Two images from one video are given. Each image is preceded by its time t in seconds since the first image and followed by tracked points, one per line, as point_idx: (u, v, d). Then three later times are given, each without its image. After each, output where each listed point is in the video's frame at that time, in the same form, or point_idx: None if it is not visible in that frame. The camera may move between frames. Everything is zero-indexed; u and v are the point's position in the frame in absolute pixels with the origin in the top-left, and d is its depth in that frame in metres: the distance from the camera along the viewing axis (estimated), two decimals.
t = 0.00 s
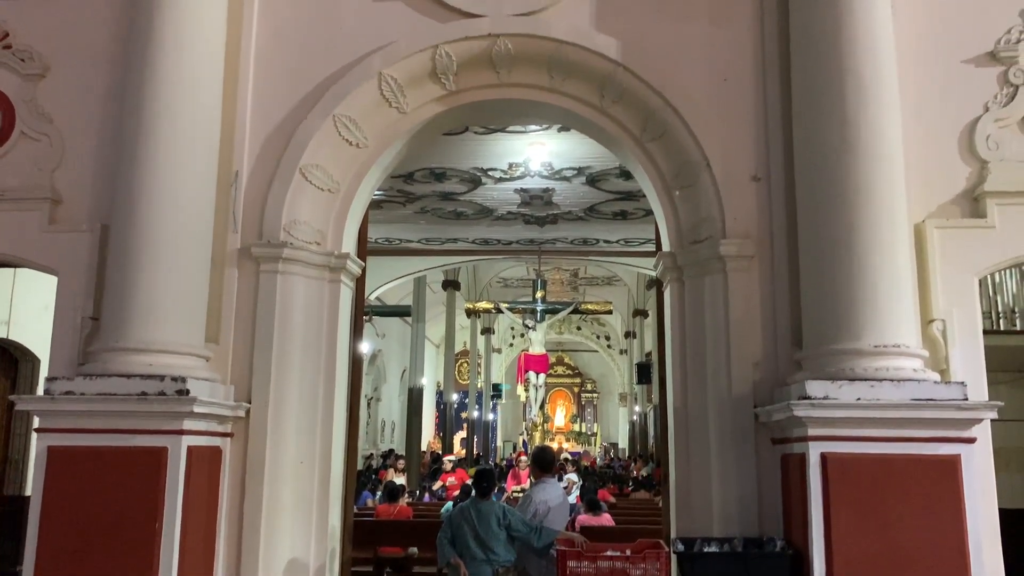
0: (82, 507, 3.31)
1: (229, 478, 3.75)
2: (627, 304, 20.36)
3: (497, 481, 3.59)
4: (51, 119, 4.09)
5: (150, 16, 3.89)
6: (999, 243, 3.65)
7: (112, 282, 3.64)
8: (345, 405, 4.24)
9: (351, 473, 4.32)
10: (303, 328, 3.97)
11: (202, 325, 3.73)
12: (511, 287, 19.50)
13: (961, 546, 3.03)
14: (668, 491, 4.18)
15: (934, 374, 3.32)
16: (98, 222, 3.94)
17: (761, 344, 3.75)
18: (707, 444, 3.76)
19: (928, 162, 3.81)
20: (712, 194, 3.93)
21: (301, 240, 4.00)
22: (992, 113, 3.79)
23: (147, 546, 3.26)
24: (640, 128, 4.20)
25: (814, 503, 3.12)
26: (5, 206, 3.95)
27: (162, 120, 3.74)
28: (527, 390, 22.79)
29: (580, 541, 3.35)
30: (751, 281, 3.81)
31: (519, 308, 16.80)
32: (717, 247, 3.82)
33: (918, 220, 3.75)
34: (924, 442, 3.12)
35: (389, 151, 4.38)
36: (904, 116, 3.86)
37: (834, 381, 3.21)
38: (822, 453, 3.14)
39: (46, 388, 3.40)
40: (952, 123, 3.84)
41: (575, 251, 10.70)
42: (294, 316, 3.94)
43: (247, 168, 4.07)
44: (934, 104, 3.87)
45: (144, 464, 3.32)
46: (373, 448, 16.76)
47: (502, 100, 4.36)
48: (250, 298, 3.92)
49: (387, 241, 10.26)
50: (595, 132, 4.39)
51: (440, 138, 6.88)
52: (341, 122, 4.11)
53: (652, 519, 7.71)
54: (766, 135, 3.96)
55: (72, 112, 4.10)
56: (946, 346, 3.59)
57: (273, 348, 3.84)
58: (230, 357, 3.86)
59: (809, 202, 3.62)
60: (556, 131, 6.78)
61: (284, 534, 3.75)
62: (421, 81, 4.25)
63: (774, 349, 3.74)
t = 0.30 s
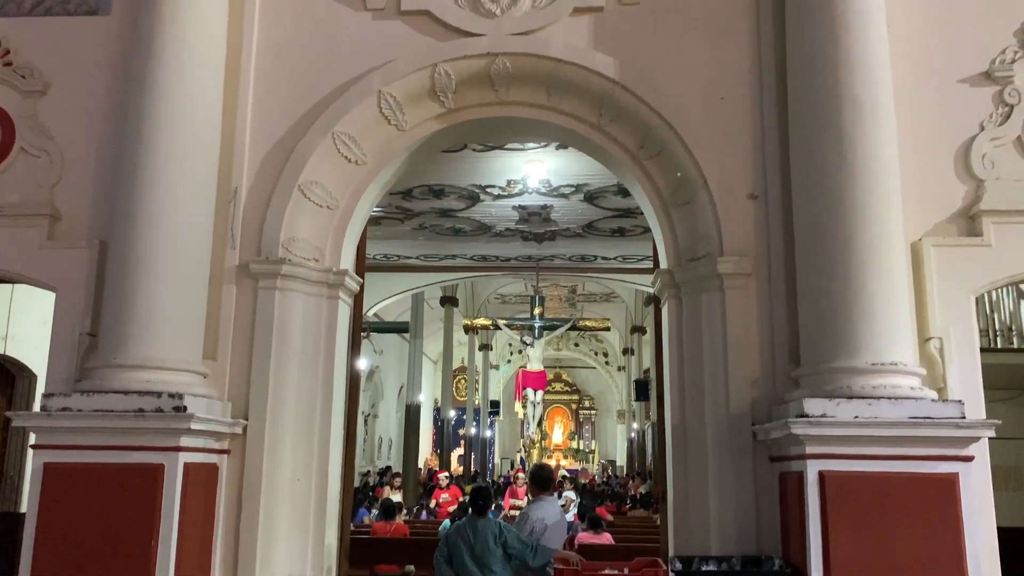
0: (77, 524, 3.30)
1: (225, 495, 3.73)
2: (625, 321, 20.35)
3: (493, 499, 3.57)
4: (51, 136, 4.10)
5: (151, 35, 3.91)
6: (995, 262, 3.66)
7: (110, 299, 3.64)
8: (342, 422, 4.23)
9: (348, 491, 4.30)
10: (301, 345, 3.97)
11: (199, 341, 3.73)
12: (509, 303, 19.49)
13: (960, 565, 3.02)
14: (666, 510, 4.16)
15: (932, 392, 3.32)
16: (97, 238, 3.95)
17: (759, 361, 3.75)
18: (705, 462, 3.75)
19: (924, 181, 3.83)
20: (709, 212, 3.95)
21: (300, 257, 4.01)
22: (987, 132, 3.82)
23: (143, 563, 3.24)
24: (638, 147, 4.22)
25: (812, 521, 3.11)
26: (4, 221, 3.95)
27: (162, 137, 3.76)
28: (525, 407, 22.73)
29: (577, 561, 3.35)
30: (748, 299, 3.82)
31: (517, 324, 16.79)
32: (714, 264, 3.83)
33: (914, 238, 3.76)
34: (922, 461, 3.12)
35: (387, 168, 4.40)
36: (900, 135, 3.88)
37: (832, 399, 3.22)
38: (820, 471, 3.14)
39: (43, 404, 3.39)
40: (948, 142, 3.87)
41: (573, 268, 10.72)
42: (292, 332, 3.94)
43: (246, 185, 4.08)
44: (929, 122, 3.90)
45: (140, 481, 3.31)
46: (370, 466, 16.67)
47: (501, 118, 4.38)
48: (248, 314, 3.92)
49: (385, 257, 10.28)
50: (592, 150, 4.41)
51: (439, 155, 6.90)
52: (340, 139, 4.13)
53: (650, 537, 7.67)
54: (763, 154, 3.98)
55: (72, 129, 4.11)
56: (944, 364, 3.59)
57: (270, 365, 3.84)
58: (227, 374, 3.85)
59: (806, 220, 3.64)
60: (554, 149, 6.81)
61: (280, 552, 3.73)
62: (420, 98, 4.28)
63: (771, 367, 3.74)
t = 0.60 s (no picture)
0: (70, 541, 3.28)
1: (220, 512, 3.71)
2: (622, 337, 20.34)
3: (491, 515, 3.60)
4: (49, 151, 4.11)
5: (150, 51, 3.93)
6: (991, 279, 3.68)
7: (106, 314, 3.64)
8: (338, 438, 4.22)
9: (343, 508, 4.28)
10: (297, 361, 3.96)
11: (196, 356, 3.72)
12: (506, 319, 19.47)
13: None
14: (663, 527, 4.15)
15: (928, 410, 3.32)
16: (94, 253, 3.95)
17: (755, 378, 3.75)
18: (702, 479, 3.75)
19: (920, 200, 3.85)
20: (705, 228, 3.96)
21: (296, 273, 4.02)
22: (982, 151, 3.84)
23: None
24: (635, 163, 4.24)
25: (808, 539, 3.10)
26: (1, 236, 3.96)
27: (160, 154, 3.77)
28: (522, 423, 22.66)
29: None
30: (745, 316, 3.83)
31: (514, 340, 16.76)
32: (711, 281, 3.84)
33: (909, 256, 3.78)
34: (918, 478, 3.12)
35: (385, 184, 4.42)
36: (895, 153, 3.90)
37: (829, 416, 3.22)
38: (817, 489, 3.14)
39: (38, 420, 3.38)
40: (943, 160, 3.89)
41: (570, 284, 10.73)
42: (288, 348, 3.93)
43: (243, 201, 4.09)
44: (924, 141, 3.92)
45: (135, 498, 3.29)
46: (366, 482, 16.58)
47: (498, 134, 4.40)
48: (244, 330, 3.92)
49: (382, 272, 10.29)
50: (589, 166, 4.43)
51: (437, 172, 6.92)
52: (338, 155, 4.14)
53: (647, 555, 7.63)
54: (759, 170, 4.00)
55: (71, 144, 4.13)
56: (940, 382, 3.60)
57: (266, 381, 3.83)
58: (223, 390, 3.84)
59: (802, 238, 3.65)
60: (551, 165, 6.84)
61: (274, 570, 3.70)
62: (418, 115, 4.30)
63: (768, 384, 3.74)
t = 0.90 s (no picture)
0: (63, 558, 3.26)
1: (214, 529, 3.69)
2: (618, 353, 20.30)
3: (485, 533, 3.55)
4: (47, 166, 4.12)
5: (148, 67, 3.94)
6: (986, 297, 3.69)
7: (102, 329, 3.63)
8: (333, 454, 4.20)
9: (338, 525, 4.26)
10: (293, 377, 3.95)
11: (191, 372, 3.71)
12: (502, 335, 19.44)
13: None
14: (659, 545, 4.13)
15: (923, 427, 3.32)
16: (90, 268, 3.95)
17: (751, 395, 3.75)
18: (698, 497, 3.74)
19: (916, 219, 3.87)
20: (701, 246, 3.97)
21: (293, 288, 4.01)
22: (976, 170, 3.87)
23: None
24: (631, 180, 4.26)
25: (805, 557, 3.10)
26: None
27: (158, 169, 3.78)
28: (518, 440, 22.57)
29: None
30: (741, 333, 3.83)
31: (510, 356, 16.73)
32: (707, 298, 3.85)
33: (905, 274, 3.79)
34: (914, 497, 3.12)
35: (382, 200, 4.43)
36: (890, 172, 3.93)
37: (825, 434, 3.22)
38: (813, 507, 3.13)
39: (32, 435, 3.37)
40: (938, 179, 3.91)
41: (566, 300, 10.73)
42: (284, 364, 3.92)
43: (240, 216, 4.09)
44: (918, 159, 3.95)
45: (129, 514, 3.28)
46: (361, 499, 16.48)
47: (495, 151, 4.42)
48: (240, 345, 3.91)
49: (379, 288, 10.28)
50: (586, 184, 4.45)
51: (434, 188, 6.94)
52: (335, 171, 4.15)
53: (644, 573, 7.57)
54: (755, 188, 4.01)
55: (68, 159, 4.13)
56: (935, 400, 3.60)
57: (262, 397, 3.82)
58: (219, 405, 3.83)
59: (797, 256, 3.66)
60: (548, 182, 6.86)
61: None
62: (415, 132, 4.32)
63: (764, 401, 3.74)
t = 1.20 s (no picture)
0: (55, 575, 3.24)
1: (209, 546, 3.66)
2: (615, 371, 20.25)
3: (480, 551, 3.55)
4: (45, 182, 4.12)
5: (148, 83, 3.96)
6: (982, 316, 3.70)
7: (98, 344, 3.62)
8: (329, 472, 4.18)
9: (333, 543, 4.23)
10: (289, 394, 3.94)
11: (187, 388, 3.70)
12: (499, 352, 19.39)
13: None
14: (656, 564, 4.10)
15: (920, 447, 3.32)
16: (87, 284, 3.94)
17: (748, 414, 3.75)
18: (695, 516, 3.72)
19: (913, 238, 3.88)
20: (698, 264, 3.98)
21: (290, 305, 4.01)
22: (971, 190, 3.89)
23: None
24: (628, 198, 4.28)
25: None
26: None
27: (156, 185, 3.79)
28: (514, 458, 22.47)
29: None
30: (738, 351, 3.83)
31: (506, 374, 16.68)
32: (703, 316, 3.85)
33: (901, 293, 3.80)
34: (911, 516, 3.12)
35: (380, 217, 4.44)
36: (886, 191, 3.95)
37: (822, 453, 3.21)
38: (810, 526, 3.13)
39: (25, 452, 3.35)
40: (934, 198, 3.93)
41: (563, 317, 10.72)
42: (280, 381, 3.91)
43: (238, 232, 4.09)
44: (914, 179, 3.97)
45: (122, 531, 3.26)
46: (356, 517, 16.36)
47: (492, 169, 4.44)
48: (237, 362, 3.91)
49: (376, 304, 10.27)
50: (583, 202, 4.47)
51: (431, 205, 6.96)
52: (333, 188, 4.16)
53: None
54: (751, 207, 4.03)
55: (67, 175, 4.14)
56: (932, 419, 3.60)
57: (258, 414, 3.81)
58: (214, 422, 3.82)
59: (794, 274, 3.67)
60: (545, 200, 6.88)
61: None
62: (413, 149, 4.33)
63: (761, 420, 3.73)
